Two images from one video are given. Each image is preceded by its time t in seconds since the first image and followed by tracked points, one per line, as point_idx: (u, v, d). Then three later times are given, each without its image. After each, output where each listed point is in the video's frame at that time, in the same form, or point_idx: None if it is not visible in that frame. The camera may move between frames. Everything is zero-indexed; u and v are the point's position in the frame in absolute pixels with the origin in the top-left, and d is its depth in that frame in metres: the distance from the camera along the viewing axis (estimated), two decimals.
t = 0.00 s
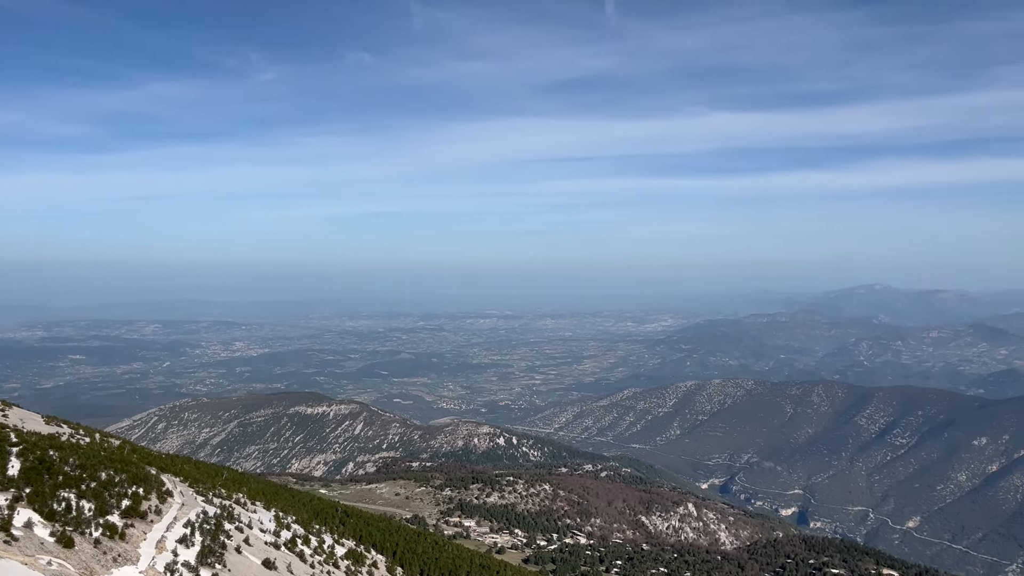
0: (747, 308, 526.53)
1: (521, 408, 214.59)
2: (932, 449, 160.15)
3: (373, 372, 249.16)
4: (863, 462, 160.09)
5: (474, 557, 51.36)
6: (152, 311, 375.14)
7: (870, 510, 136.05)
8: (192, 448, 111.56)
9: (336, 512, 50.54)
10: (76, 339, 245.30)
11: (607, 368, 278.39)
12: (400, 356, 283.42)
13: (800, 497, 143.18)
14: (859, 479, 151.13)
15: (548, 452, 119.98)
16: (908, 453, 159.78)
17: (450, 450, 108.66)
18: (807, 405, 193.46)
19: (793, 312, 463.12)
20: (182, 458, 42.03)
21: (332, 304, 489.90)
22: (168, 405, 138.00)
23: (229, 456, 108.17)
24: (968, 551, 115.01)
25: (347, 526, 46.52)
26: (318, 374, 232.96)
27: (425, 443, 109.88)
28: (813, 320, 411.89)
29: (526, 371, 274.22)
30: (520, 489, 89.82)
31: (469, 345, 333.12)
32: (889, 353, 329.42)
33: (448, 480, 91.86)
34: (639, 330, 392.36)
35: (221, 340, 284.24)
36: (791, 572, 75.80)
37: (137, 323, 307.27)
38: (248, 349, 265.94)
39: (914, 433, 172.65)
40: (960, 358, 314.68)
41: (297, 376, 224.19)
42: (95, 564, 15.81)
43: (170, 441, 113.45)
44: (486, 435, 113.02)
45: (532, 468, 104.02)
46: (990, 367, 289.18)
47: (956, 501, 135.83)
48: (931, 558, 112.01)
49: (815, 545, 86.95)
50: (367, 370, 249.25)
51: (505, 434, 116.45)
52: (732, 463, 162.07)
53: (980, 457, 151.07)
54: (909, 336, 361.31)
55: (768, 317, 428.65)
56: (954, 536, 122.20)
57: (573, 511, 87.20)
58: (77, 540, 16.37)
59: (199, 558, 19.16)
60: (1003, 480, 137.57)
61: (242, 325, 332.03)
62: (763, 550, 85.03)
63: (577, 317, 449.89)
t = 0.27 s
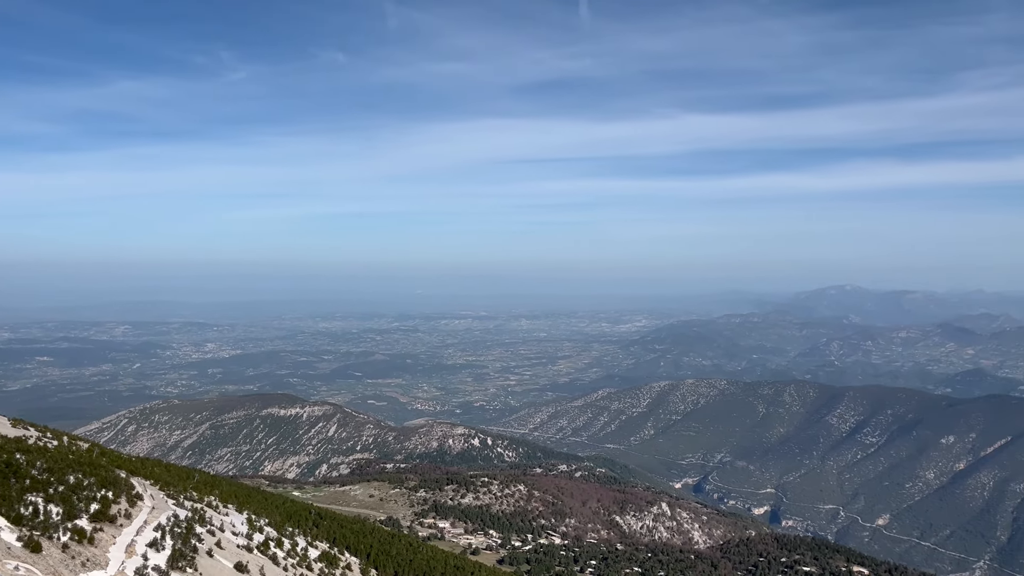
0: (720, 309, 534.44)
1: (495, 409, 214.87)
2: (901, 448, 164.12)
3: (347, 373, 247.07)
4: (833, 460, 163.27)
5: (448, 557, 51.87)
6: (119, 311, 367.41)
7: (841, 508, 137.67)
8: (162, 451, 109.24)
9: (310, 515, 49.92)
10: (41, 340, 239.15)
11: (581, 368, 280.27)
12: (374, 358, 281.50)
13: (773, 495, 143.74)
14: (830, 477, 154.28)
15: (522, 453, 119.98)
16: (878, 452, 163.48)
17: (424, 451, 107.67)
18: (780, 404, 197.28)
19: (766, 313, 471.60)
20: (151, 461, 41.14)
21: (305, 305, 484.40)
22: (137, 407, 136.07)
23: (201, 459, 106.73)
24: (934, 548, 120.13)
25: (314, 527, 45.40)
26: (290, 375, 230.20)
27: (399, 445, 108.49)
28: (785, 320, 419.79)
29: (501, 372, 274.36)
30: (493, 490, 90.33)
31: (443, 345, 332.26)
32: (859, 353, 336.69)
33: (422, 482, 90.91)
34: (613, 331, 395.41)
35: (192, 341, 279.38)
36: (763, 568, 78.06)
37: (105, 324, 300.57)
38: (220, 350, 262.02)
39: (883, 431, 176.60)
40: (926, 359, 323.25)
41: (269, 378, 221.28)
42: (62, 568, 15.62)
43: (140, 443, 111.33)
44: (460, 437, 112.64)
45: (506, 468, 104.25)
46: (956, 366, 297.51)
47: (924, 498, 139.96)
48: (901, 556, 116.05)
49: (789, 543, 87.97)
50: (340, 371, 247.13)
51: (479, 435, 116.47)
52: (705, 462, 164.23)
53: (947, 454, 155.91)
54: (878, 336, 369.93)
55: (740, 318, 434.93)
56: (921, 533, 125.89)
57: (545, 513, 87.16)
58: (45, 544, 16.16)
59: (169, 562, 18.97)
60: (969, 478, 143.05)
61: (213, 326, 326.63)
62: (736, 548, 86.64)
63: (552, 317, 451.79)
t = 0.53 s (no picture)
0: (694, 309, 541.45)
1: (472, 409, 215.48)
2: (871, 446, 166.93)
3: (322, 374, 245.39)
4: (806, 459, 165.85)
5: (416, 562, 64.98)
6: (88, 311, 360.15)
7: (813, 506, 141.25)
8: (134, 453, 113.28)
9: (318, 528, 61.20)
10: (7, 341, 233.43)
11: (557, 368, 282.42)
12: (349, 358, 279.95)
13: (745, 495, 147.59)
14: (802, 476, 156.90)
15: (497, 453, 122.77)
16: (849, 451, 165.95)
17: (401, 452, 110.43)
18: (753, 404, 200.97)
19: (739, 313, 478.79)
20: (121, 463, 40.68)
21: (278, 305, 478.74)
22: (108, 409, 134.11)
23: (174, 462, 110.64)
24: (903, 545, 123.60)
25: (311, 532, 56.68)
26: (265, 377, 227.75)
27: (373, 446, 113.51)
28: (758, 320, 426.97)
29: (477, 372, 274.74)
30: (469, 490, 95.28)
31: (419, 346, 331.42)
32: (830, 353, 343.25)
33: (397, 483, 97.60)
34: (589, 331, 398.56)
35: (164, 342, 275.28)
36: (735, 567, 78.56)
37: (74, 325, 294.55)
38: (193, 351, 258.57)
39: (854, 431, 179.92)
40: (895, 358, 330.88)
41: (244, 379, 218.96)
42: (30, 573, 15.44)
43: (111, 446, 114.18)
44: (435, 437, 115.97)
45: (482, 469, 107.73)
46: (924, 365, 305.03)
47: (896, 497, 142.06)
48: (872, 553, 120.26)
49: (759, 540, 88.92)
50: (315, 372, 245.38)
51: (456, 436, 119.72)
52: (679, 462, 167.21)
53: (917, 453, 160.00)
54: (848, 336, 377.72)
55: (715, 318, 440.67)
56: (890, 531, 128.53)
57: (522, 513, 91.71)
58: (12, 550, 15.94)
59: (140, 566, 18.79)
60: (939, 476, 146.91)
61: (186, 327, 321.91)
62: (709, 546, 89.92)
63: (528, 317, 453.07)
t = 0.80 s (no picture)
0: (669, 309, 547.51)
1: (447, 409, 215.19)
2: (842, 445, 171.78)
3: (295, 374, 242.89)
4: (779, 458, 168.36)
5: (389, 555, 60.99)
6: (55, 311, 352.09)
7: (786, 505, 144.55)
8: (104, 455, 109.36)
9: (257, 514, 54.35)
10: None
11: (532, 368, 283.40)
12: (324, 359, 277.43)
13: (721, 492, 148.23)
14: (776, 474, 158.19)
15: (472, 454, 120.22)
16: (821, 449, 170.03)
17: (375, 453, 106.96)
18: (727, 403, 203.15)
19: (713, 313, 485.07)
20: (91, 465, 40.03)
21: (251, 305, 472.37)
22: (77, 411, 131.58)
23: (145, 464, 106.28)
24: (873, 540, 125.04)
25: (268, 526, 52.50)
26: (238, 377, 224.19)
27: (348, 446, 108.16)
28: (732, 321, 432.33)
29: (452, 372, 273.94)
30: (444, 489, 80.31)
31: (394, 347, 329.38)
32: (803, 352, 348.47)
33: (372, 483, 82.04)
34: (564, 331, 400.33)
35: (135, 342, 270.62)
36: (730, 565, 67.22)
37: (41, 325, 288.04)
38: (165, 352, 254.63)
39: (827, 429, 185.18)
40: (865, 358, 337.77)
41: (216, 379, 215.81)
42: None
43: (79, 449, 110.31)
44: (410, 438, 112.48)
45: (456, 469, 103.88)
46: (894, 364, 311.04)
47: (868, 495, 142.80)
48: (842, 549, 121.74)
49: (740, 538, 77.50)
50: (289, 372, 242.88)
51: (431, 437, 116.55)
52: (654, 462, 168.24)
53: (888, 451, 163.28)
54: (823, 337, 383.45)
55: (690, 318, 444.93)
56: (862, 526, 130.88)
57: (499, 512, 78.60)
58: None
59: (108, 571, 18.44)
60: (908, 474, 147.73)
61: (157, 327, 316.44)
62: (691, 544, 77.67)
63: (504, 318, 453.52)
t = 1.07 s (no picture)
0: (643, 309, 552.31)
1: (423, 409, 215.25)
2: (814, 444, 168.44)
3: (270, 374, 240.50)
4: (752, 457, 168.38)
5: (370, 561, 51.31)
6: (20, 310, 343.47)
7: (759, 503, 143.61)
8: (73, 457, 105.57)
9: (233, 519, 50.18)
10: None
11: (508, 368, 284.03)
12: (299, 359, 274.63)
13: (694, 492, 149.73)
14: (748, 473, 158.24)
15: (448, 454, 119.69)
16: (793, 448, 168.83)
17: (349, 455, 106.03)
18: (701, 402, 204.05)
19: (687, 312, 490.19)
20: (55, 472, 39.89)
21: (223, 305, 464.75)
22: (46, 411, 129.14)
23: (114, 465, 102.66)
24: (843, 536, 127.18)
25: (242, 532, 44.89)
26: (210, 378, 220.29)
27: (323, 448, 106.57)
28: (708, 321, 438.90)
29: (428, 372, 272.92)
30: (418, 492, 88.80)
31: (369, 346, 326.96)
32: (778, 352, 356.57)
33: (346, 484, 89.56)
34: (540, 331, 401.67)
35: (106, 342, 265.85)
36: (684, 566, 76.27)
37: (9, 325, 282.27)
38: (137, 352, 249.93)
39: (799, 428, 181.69)
40: (836, 357, 343.68)
41: (189, 380, 212.36)
42: None
43: (46, 451, 106.59)
44: (385, 438, 112.05)
45: (432, 469, 103.08)
46: (866, 365, 318.73)
47: (839, 493, 143.62)
48: (814, 548, 122.17)
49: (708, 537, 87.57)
50: (263, 373, 240.43)
51: (406, 437, 115.79)
52: (630, 460, 170.59)
53: (859, 449, 161.17)
54: (796, 336, 389.84)
55: (666, 318, 448.11)
56: (834, 523, 132.11)
57: (475, 512, 86.97)
58: None
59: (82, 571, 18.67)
60: (879, 473, 148.47)
61: (128, 326, 310.76)
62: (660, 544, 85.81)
63: (480, 317, 452.98)
